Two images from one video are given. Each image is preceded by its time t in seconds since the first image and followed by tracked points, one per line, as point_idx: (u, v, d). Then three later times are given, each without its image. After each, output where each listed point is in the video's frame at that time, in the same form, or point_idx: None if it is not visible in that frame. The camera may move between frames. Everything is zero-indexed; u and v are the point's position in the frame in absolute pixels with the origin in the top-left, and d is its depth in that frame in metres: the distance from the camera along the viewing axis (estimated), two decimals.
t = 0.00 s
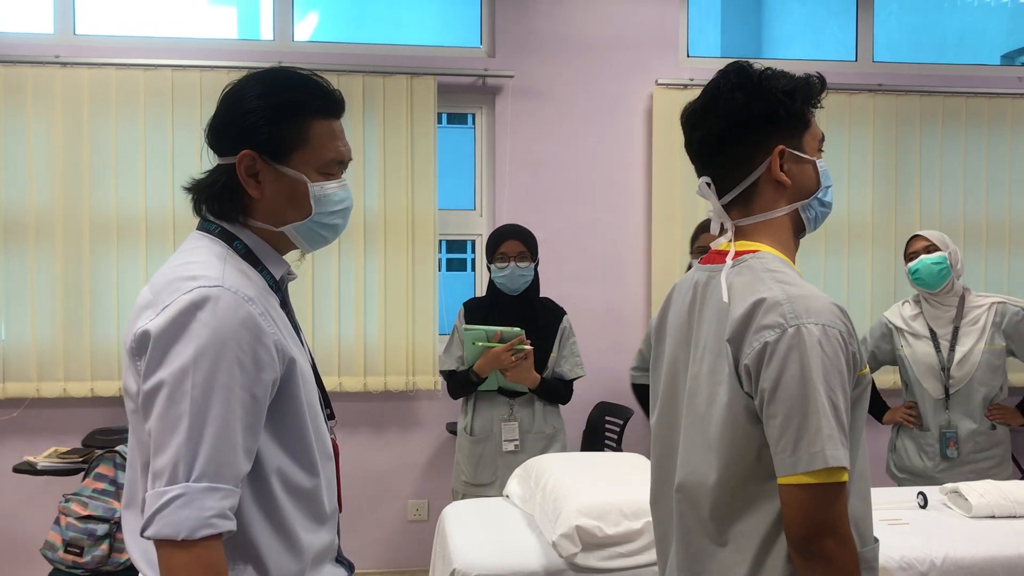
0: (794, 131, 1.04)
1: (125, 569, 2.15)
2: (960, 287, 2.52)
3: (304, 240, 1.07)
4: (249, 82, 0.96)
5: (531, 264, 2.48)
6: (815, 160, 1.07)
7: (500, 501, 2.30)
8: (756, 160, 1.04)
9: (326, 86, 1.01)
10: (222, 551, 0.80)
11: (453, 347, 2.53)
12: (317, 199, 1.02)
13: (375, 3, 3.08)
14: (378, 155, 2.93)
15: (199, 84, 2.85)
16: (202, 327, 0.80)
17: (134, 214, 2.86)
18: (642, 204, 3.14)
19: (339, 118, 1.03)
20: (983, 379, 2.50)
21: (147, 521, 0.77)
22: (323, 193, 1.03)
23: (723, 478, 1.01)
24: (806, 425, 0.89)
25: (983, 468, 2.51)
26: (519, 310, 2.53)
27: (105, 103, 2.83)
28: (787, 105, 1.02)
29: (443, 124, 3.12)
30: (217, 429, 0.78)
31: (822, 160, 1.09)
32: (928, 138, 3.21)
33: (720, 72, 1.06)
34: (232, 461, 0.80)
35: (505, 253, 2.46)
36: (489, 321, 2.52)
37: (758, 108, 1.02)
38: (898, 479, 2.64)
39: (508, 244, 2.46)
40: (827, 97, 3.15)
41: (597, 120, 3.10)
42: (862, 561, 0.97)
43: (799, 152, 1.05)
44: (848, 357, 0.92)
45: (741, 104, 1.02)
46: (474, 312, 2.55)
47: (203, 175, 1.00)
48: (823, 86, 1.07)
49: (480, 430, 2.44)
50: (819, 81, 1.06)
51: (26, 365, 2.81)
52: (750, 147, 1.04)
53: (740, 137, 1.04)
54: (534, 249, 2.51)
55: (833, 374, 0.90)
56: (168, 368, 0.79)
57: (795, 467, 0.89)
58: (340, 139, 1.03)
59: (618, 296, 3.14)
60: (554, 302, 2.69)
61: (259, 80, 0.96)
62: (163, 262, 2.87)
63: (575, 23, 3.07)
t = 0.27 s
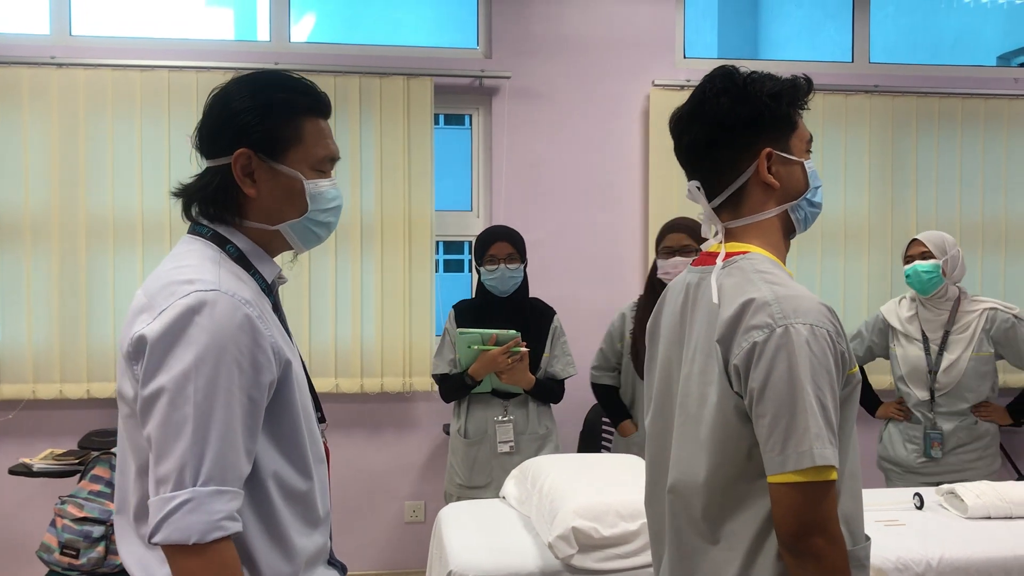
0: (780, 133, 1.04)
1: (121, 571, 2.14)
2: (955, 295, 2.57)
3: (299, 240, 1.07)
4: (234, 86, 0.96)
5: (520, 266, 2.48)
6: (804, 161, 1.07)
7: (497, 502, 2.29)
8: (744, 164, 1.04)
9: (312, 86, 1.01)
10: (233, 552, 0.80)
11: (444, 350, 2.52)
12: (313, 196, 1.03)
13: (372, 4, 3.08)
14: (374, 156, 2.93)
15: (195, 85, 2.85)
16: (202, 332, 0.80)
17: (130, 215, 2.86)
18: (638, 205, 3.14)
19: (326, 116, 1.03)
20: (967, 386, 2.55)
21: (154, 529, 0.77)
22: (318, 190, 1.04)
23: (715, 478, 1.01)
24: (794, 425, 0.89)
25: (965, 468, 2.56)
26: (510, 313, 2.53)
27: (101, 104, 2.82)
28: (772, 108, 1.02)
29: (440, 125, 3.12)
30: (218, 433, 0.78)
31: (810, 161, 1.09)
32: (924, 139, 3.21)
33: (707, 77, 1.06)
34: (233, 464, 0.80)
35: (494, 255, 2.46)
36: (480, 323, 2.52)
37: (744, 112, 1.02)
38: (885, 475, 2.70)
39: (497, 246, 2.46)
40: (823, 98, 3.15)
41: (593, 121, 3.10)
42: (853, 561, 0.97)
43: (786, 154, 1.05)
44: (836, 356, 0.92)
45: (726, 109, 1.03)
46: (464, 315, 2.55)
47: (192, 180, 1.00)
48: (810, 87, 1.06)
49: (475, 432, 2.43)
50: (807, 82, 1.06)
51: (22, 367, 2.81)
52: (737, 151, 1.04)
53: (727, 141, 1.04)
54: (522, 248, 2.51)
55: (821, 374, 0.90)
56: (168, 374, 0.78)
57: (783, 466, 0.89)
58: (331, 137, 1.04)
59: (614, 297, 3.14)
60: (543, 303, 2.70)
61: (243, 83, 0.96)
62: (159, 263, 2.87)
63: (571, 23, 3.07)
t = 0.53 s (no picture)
0: (769, 135, 1.04)
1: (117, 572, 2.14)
2: (938, 294, 2.59)
3: (301, 237, 1.08)
4: (222, 92, 0.96)
5: (513, 267, 2.48)
6: (794, 160, 1.08)
7: (493, 504, 2.29)
8: (735, 167, 1.05)
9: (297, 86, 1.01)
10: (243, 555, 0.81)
11: (440, 351, 2.51)
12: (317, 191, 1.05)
13: (368, 5, 3.09)
14: (371, 157, 2.93)
15: (192, 86, 2.85)
16: (207, 338, 0.80)
17: (126, 216, 2.86)
18: (635, 206, 3.14)
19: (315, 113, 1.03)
20: (945, 385, 2.57)
21: (163, 536, 0.77)
22: (321, 186, 1.06)
23: (708, 478, 1.01)
24: (786, 423, 0.89)
25: (943, 469, 2.57)
26: (505, 313, 2.54)
27: (97, 105, 2.82)
28: (760, 111, 1.02)
29: (437, 126, 3.12)
30: (225, 439, 0.78)
31: (801, 160, 1.09)
32: (920, 140, 3.22)
33: (693, 84, 1.06)
34: (239, 468, 0.80)
35: (486, 258, 2.45)
36: (475, 324, 2.53)
37: (732, 117, 1.02)
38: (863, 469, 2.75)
39: (490, 248, 2.46)
40: (819, 100, 3.16)
41: (590, 122, 3.10)
42: (845, 559, 0.97)
43: (777, 154, 1.05)
44: (829, 355, 0.92)
45: (714, 115, 1.03)
46: (459, 316, 2.55)
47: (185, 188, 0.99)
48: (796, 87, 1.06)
49: (470, 433, 2.44)
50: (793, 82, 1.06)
51: (17, 368, 2.80)
52: (727, 156, 1.05)
53: (717, 146, 1.04)
54: (515, 249, 2.51)
55: (814, 373, 0.90)
56: (174, 381, 0.78)
57: (775, 463, 0.89)
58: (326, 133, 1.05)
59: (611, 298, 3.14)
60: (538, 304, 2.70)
61: (231, 89, 0.96)
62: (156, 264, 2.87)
63: (568, 25, 3.07)
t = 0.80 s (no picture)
0: (764, 137, 1.04)
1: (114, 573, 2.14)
2: (902, 291, 2.62)
3: (300, 236, 1.08)
4: (216, 95, 0.95)
5: (512, 268, 2.48)
6: (789, 162, 1.08)
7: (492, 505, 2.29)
8: (730, 169, 1.05)
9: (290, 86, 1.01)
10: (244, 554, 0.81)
11: (438, 353, 2.52)
12: (314, 188, 1.05)
13: (367, 6, 3.09)
14: (369, 158, 2.93)
15: (189, 87, 2.85)
16: (213, 337, 0.80)
17: (124, 217, 2.85)
18: (633, 207, 3.15)
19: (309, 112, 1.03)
20: (910, 380, 2.57)
21: (164, 532, 0.77)
22: (317, 183, 1.06)
23: (704, 478, 1.01)
24: (780, 423, 0.89)
25: (910, 468, 2.56)
26: (504, 315, 2.54)
27: (95, 106, 2.82)
28: (755, 112, 1.02)
29: (435, 127, 3.12)
30: (230, 437, 0.78)
31: (796, 161, 1.09)
32: (918, 141, 3.22)
33: (689, 86, 1.06)
34: (241, 467, 0.80)
35: (485, 258, 2.45)
36: (474, 325, 2.53)
37: (728, 118, 1.02)
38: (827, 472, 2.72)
39: (488, 249, 2.46)
40: (817, 101, 3.16)
41: (588, 123, 3.10)
42: (840, 558, 0.97)
43: (772, 156, 1.05)
44: (823, 355, 0.93)
45: (710, 116, 1.03)
46: (458, 317, 2.55)
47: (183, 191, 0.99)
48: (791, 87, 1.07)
49: (468, 434, 2.44)
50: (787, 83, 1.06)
51: (15, 369, 2.80)
52: (723, 158, 1.05)
53: (713, 148, 1.05)
54: (513, 251, 2.51)
55: (808, 374, 0.90)
56: (180, 379, 0.78)
57: (769, 463, 0.89)
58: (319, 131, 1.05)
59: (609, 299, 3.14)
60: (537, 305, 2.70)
61: (224, 91, 0.95)
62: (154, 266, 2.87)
63: (566, 26, 3.07)
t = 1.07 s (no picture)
0: (762, 137, 1.04)
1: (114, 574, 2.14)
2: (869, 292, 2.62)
3: (300, 235, 1.08)
4: (210, 96, 0.96)
5: (513, 270, 2.48)
6: (787, 162, 1.08)
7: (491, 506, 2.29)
8: (728, 169, 1.05)
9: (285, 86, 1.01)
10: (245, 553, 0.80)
11: (438, 354, 2.52)
12: (312, 186, 1.05)
13: (366, 6, 3.09)
14: (368, 159, 2.93)
15: (188, 87, 2.85)
16: (214, 335, 0.80)
17: (123, 217, 2.85)
18: (632, 207, 3.15)
19: (303, 112, 1.03)
20: (879, 381, 2.57)
21: (165, 529, 0.77)
22: (314, 181, 1.05)
23: (703, 477, 1.01)
24: (780, 420, 0.89)
25: (878, 468, 2.57)
26: (503, 316, 2.54)
27: (93, 106, 2.82)
28: (752, 113, 1.02)
29: (434, 127, 3.12)
30: (230, 434, 0.78)
31: (793, 161, 1.09)
32: (917, 141, 3.22)
33: (686, 86, 1.06)
34: (242, 464, 0.80)
35: (485, 259, 2.45)
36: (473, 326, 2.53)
37: (725, 119, 1.02)
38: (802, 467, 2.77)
39: (488, 249, 2.46)
40: (816, 102, 3.16)
41: (587, 123, 3.10)
42: (839, 557, 0.97)
43: (769, 156, 1.05)
44: (822, 353, 0.93)
45: (707, 117, 1.03)
46: (458, 319, 2.55)
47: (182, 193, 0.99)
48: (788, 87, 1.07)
49: (468, 435, 2.43)
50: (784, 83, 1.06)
51: (14, 369, 2.80)
52: (720, 159, 1.05)
53: (710, 149, 1.05)
54: (514, 252, 2.51)
55: (807, 371, 0.90)
56: (181, 376, 0.78)
57: (768, 461, 0.89)
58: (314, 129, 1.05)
59: (608, 299, 3.14)
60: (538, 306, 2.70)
61: (219, 92, 0.96)
62: (153, 266, 2.87)
63: (565, 26, 3.07)
